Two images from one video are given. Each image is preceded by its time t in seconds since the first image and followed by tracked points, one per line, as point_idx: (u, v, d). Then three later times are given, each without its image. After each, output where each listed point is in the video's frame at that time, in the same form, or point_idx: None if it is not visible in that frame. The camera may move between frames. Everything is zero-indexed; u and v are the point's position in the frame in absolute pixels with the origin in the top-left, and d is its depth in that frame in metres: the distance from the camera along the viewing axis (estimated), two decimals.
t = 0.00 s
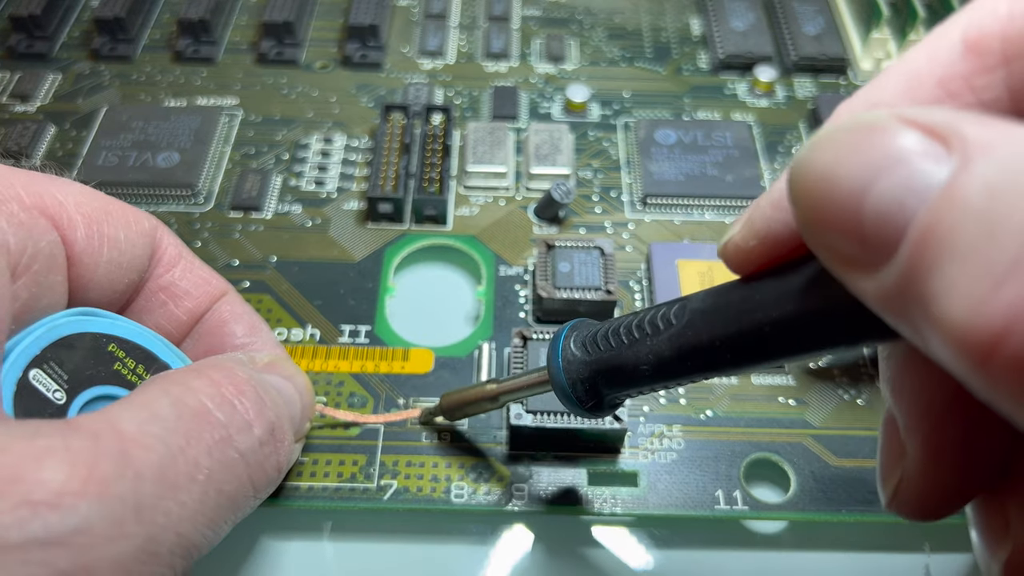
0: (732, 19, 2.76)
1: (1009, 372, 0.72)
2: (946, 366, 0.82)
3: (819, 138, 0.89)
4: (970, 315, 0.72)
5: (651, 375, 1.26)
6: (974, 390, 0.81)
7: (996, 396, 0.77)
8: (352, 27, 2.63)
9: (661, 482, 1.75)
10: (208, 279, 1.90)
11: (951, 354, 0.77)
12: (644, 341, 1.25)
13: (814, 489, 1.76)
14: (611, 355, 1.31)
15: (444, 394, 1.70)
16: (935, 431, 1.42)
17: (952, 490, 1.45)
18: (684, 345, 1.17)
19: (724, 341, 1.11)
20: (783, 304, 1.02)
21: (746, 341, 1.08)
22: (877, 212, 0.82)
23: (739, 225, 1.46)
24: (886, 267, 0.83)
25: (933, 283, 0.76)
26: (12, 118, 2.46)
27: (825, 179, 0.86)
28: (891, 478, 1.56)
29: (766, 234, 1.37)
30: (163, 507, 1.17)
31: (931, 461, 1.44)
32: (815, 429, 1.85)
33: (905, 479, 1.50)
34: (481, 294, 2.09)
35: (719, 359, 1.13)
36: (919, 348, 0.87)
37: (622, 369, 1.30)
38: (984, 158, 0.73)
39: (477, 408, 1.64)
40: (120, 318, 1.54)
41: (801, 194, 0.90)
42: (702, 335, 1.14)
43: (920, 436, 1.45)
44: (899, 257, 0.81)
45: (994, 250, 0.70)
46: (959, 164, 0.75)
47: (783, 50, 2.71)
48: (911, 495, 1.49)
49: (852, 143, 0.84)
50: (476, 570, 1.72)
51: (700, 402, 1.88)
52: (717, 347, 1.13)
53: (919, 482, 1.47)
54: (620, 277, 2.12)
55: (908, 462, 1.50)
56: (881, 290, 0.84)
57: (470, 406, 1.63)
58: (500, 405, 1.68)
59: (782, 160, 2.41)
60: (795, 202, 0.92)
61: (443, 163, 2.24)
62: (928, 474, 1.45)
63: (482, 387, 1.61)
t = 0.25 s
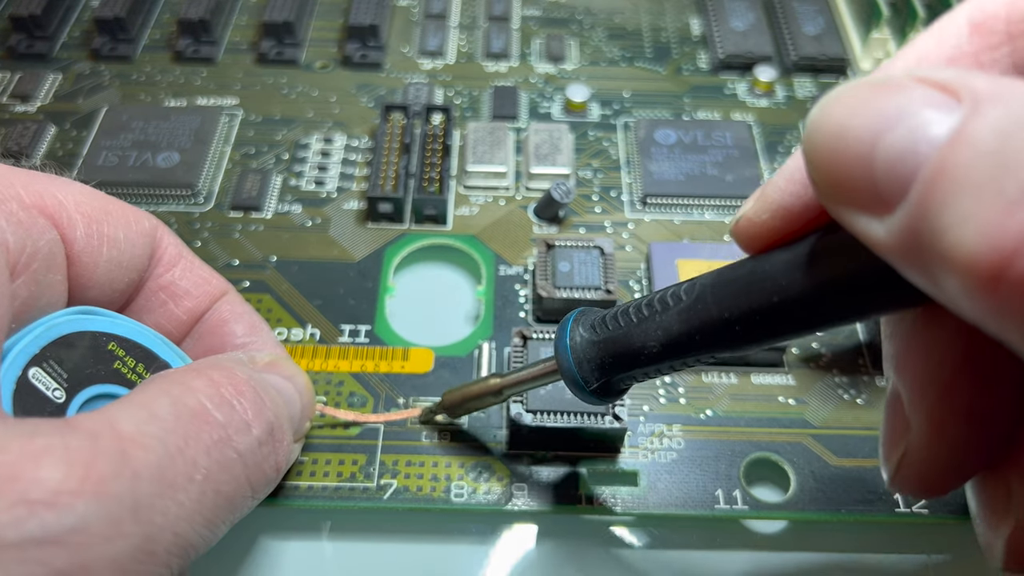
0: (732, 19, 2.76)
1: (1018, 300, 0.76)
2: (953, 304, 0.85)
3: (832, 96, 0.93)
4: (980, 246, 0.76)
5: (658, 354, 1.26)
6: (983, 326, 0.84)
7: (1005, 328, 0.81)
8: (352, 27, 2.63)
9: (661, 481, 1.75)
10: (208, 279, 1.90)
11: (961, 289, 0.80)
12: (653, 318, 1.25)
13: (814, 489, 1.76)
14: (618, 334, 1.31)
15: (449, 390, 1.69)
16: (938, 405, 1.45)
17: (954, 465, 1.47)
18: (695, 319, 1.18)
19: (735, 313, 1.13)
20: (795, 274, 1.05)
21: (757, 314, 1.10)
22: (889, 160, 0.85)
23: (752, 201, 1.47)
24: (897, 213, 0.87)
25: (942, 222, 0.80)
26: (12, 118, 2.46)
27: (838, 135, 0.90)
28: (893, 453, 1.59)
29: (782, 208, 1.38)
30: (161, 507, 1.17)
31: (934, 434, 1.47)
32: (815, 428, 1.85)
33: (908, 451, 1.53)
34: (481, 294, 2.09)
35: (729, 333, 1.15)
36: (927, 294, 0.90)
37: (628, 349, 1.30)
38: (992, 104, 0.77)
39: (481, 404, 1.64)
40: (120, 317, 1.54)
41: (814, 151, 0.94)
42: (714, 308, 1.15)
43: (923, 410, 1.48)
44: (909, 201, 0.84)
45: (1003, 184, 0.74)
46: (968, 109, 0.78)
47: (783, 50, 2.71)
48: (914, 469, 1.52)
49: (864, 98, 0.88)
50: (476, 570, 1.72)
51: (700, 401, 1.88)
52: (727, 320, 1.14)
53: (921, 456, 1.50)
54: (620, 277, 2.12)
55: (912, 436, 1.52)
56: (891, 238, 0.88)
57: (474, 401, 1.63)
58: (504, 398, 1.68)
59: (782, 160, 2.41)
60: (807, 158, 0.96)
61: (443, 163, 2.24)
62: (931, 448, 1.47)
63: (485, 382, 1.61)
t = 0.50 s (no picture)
0: (732, 19, 2.76)
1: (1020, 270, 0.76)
2: (955, 277, 0.85)
3: (843, 68, 0.93)
4: (983, 214, 0.76)
5: (657, 336, 1.26)
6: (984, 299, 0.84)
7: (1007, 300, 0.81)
8: (352, 27, 2.63)
9: (660, 481, 1.76)
10: (208, 279, 1.91)
11: (964, 258, 0.81)
12: (654, 300, 1.26)
13: (814, 488, 1.76)
14: (618, 316, 1.31)
15: (444, 377, 1.72)
16: (946, 386, 1.45)
17: (965, 449, 1.46)
18: (695, 300, 1.19)
19: (737, 294, 1.13)
20: (797, 254, 1.05)
21: (758, 293, 1.10)
22: (899, 130, 0.86)
23: (756, 178, 1.47)
24: (903, 185, 0.87)
25: (948, 191, 0.80)
26: (12, 118, 2.47)
27: (846, 107, 0.91)
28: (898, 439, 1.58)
29: (789, 187, 1.38)
30: (162, 507, 1.17)
31: (943, 415, 1.46)
32: (814, 428, 1.85)
33: (913, 436, 1.52)
34: (481, 293, 2.09)
35: (729, 315, 1.15)
36: (931, 269, 0.90)
37: (628, 331, 1.30)
38: (1002, 74, 0.77)
39: (479, 386, 1.65)
40: (122, 316, 1.54)
41: (822, 125, 0.94)
42: (715, 289, 1.16)
43: (929, 392, 1.48)
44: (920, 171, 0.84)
45: (1009, 151, 0.74)
46: (981, 80, 0.79)
47: (783, 50, 2.71)
48: (921, 453, 1.51)
49: (874, 70, 0.88)
50: (476, 570, 1.72)
51: (699, 401, 1.88)
52: (728, 301, 1.14)
53: (928, 438, 1.49)
54: (620, 277, 2.12)
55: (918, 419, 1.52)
56: (896, 211, 0.88)
57: (472, 385, 1.64)
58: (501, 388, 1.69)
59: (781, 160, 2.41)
60: (815, 133, 0.96)
61: (443, 163, 2.24)
62: (940, 430, 1.46)
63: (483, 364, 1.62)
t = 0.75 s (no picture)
0: (732, 19, 2.77)
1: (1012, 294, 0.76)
2: (949, 297, 0.86)
3: (836, 86, 0.92)
4: (975, 242, 0.76)
5: (660, 349, 1.26)
6: (978, 319, 0.85)
7: (1000, 321, 0.82)
8: (352, 27, 2.63)
9: (660, 481, 1.76)
10: (208, 279, 1.91)
11: (957, 282, 0.81)
12: (656, 313, 1.26)
13: (814, 488, 1.77)
14: (620, 330, 1.31)
15: (454, 385, 1.71)
16: (943, 399, 1.45)
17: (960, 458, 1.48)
18: (697, 314, 1.19)
19: (738, 308, 1.13)
20: (797, 269, 1.05)
21: (759, 308, 1.10)
22: (892, 153, 0.85)
23: (754, 195, 1.47)
24: (896, 207, 0.87)
25: (940, 216, 0.81)
26: (12, 118, 2.47)
27: (839, 126, 0.90)
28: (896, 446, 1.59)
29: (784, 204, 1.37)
30: (163, 508, 1.17)
31: (940, 428, 1.47)
32: (814, 428, 1.85)
33: (911, 443, 1.53)
34: (480, 294, 2.09)
35: (731, 328, 1.15)
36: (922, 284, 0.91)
37: (630, 344, 1.30)
38: (992, 98, 0.77)
39: (488, 397, 1.64)
40: (122, 316, 1.54)
41: (815, 144, 0.94)
42: (716, 303, 1.16)
43: (926, 404, 1.48)
44: (912, 193, 0.84)
45: (1001, 180, 0.74)
46: (970, 105, 0.78)
47: (783, 50, 2.71)
48: (918, 463, 1.52)
49: (865, 91, 0.88)
50: (476, 570, 1.72)
51: (699, 401, 1.88)
52: (729, 315, 1.14)
53: (925, 449, 1.50)
54: (620, 277, 2.12)
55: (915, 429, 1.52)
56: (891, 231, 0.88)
57: (479, 394, 1.64)
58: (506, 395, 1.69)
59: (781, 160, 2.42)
60: (808, 152, 0.96)
61: (443, 163, 2.24)
62: (937, 442, 1.47)
63: (492, 374, 1.62)
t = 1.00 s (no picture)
0: (732, 19, 2.77)
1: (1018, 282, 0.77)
2: (954, 284, 0.86)
3: (842, 73, 0.92)
4: (985, 227, 0.76)
5: (659, 340, 1.26)
6: (983, 306, 0.85)
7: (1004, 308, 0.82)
8: (352, 27, 2.63)
9: (660, 481, 1.76)
10: (209, 278, 1.91)
11: (965, 268, 0.81)
12: (656, 304, 1.25)
13: (813, 488, 1.77)
14: (621, 320, 1.31)
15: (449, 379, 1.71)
16: (944, 390, 1.46)
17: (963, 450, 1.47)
18: (698, 305, 1.19)
19: (739, 299, 1.13)
20: (800, 260, 1.06)
21: (760, 298, 1.10)
22: (900, 139, 0.85)
23: (758, 184, 1.46)
24: (903, 193, 0.87)
25: (949, 201, 0.81)
26: (12, 118, 2.47)
27: (846, 112, 0.90)
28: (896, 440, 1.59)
29: (790, 192, 1.38)
30: (164, 507, 1.17)
31: (940, 419, 1.47)
32: (814, 427, 1.86)
33: (913, 435, 1.53)
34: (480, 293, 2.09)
35: (732, 319, 1.16)
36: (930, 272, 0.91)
37: (631, 335, 1.29)
38: (1004, 82, 0.76)
39: (484, 388, 1.64)
40: (123, 315, 1.54)
41: (822, 130, 0.94)
42: (718, 293, 1.16)
43: (927, 395, 1.49)
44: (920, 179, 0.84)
45: (1011, 164, 0.74)
46: (979, 89, 0.78)
47: (783, 50, 2.71)
48: (918, 455, 1.52)
49: (876, 74, 0.87)
50: (476, 570, 1.72)
51: (699, 401, 1.88)
52: (730, 306, 1.15)
53: (926, 441, 1.50)
54: (620, 277, 2.13)
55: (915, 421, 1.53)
56: (898, 218, 0.89)
57: (476, 385, 1.64)
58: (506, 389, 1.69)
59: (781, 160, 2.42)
60: (814, 138, 0.96)
61: (443, 163, 2.24)
62: (938, 434, 1.47)
63: (488, 366, 1.62)
